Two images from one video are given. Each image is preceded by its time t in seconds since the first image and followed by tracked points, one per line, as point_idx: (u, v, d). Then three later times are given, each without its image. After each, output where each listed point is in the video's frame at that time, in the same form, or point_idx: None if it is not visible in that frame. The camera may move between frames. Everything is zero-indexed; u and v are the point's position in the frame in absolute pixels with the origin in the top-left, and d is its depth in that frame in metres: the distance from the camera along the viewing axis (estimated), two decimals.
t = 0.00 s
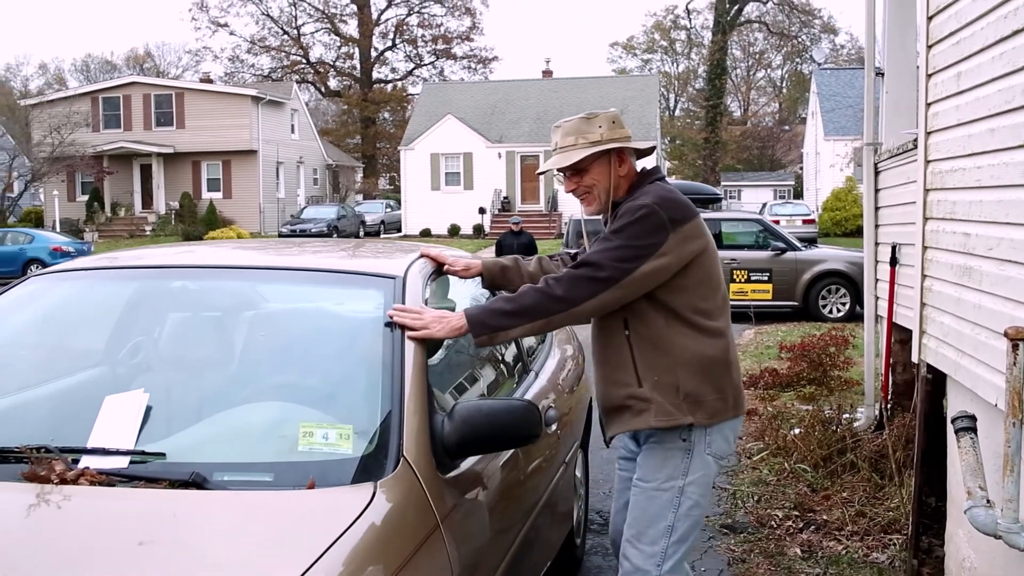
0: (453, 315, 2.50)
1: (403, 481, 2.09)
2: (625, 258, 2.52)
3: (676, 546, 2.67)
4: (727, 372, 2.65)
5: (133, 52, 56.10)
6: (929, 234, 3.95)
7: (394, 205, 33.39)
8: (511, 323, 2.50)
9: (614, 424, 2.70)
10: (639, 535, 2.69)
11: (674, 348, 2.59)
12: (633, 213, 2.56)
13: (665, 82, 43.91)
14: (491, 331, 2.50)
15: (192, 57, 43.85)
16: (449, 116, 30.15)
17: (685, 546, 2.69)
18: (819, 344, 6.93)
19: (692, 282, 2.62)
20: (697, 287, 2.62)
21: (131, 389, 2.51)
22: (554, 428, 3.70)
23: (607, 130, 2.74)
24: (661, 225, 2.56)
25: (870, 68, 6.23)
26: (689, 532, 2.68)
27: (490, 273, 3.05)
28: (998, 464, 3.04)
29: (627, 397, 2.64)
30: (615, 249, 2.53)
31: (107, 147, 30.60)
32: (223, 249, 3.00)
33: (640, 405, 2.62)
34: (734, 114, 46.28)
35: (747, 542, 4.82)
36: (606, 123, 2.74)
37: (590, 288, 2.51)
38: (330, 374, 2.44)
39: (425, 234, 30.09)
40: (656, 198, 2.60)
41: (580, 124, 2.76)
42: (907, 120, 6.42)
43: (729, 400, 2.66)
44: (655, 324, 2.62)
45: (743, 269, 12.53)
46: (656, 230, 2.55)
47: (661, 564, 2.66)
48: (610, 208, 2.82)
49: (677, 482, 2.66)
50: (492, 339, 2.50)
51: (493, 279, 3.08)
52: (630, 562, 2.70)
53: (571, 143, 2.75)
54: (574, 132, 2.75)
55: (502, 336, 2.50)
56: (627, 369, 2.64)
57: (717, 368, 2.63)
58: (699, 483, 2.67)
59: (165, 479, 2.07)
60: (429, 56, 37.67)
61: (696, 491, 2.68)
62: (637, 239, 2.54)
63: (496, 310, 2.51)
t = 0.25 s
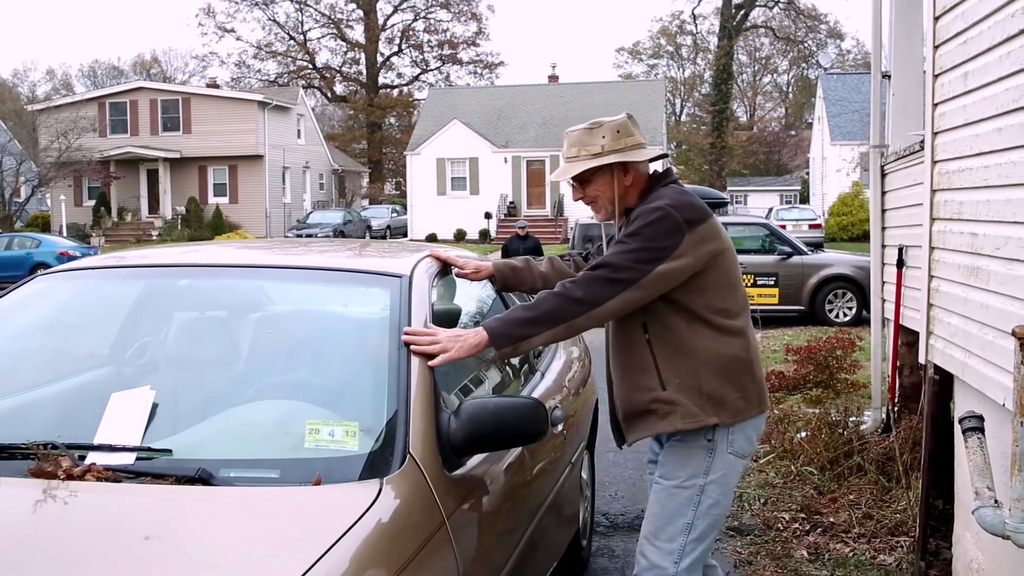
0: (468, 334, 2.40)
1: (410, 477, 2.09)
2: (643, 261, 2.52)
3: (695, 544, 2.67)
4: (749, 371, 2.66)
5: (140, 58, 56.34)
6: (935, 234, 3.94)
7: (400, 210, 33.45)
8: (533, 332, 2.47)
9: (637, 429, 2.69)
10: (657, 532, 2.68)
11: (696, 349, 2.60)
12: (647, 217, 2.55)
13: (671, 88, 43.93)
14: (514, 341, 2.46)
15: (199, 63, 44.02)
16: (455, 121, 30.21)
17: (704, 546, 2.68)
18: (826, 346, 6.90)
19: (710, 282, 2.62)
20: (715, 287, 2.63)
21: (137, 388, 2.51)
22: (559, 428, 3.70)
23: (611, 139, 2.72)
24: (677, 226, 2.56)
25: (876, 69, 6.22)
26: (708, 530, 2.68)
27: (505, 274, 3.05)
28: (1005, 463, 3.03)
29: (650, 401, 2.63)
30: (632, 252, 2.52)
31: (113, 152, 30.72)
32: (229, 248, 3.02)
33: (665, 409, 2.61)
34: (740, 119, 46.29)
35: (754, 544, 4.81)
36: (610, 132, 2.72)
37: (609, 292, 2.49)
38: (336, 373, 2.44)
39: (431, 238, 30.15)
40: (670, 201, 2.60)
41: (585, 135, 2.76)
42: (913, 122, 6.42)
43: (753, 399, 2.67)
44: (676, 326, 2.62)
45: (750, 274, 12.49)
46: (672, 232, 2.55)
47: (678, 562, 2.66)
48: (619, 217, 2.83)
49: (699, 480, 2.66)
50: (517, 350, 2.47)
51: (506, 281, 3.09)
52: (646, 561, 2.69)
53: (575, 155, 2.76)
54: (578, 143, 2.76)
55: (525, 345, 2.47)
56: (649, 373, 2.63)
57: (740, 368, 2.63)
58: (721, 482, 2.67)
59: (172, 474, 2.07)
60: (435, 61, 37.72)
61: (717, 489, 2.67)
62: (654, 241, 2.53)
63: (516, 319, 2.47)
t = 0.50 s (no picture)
0: (487, 338, 2.40)
1: (416, 474, 2.09)
2: (660, 263, 2.51)
3: (713, 541, 2.66)
4: (769, 370, 2.66)
5: (146, 62, 56.50)
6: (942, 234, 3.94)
7: (405, 214, 33.49)
8: (552, 332, 2.44)
9: (657, 431, 2.69)
10: (676, 530, 2.68)
11: (715, 349, 2.60)
12: (662, 219, 2.55)
13: (676, 92, 43.91)
14: (532, 343, 2.43)
15: (205, 67, 44.13)
16: (460, 125, 30.24)
17: (724, 544, 2.68)
18: (832, 349, 6.90)
19: (727, 282, 2.62)
20: (732, 286, 2.62)
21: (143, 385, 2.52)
22: (564, 428, 3.71)
23: (615, 146, 2.73)
24: (690, 226, 2.56)
25: (882, 71, 6.22)
26: (727, 529, 2.68)
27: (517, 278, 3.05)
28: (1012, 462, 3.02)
29: (671, 403, 2.62)
30: (647, 254, 2.52)
31: (119, 156, 30.80)
32: (234, 247, 3.02)
33: (686, 410, 2.60)
34: (745, 124, 46.23)
35: (759, 545, 4.80)
36: (614, 140, 2.73)
37: (625, 293, 2.48)
38: (341, 371, 2.44)
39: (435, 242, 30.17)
40: (683, 202, 2.60)
41: (591, 143, 2.76)
42: (919, 123, 6.40)
43: (774, 398, 2.67)
44: (694, 326, 2.62)
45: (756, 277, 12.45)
46: (686, 232, 2.55)
47: (695, 559, 2.65)
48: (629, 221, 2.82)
49: (720, 479, 2.65)
50: (534, 352, 2.43)
51: (523, 285, 3.02)
52: (663, 559, 2.69)
53: (584, 162, 2.76)
54: (586, 151, 2.76)
55: (543, 347, 2.43)
56: (669, 375, 2.63)
57: (759, 367, 2.64)
58: (741, 480, 2.67)
59: (176, 471, 2.08)
60: (440, 65, 37.73)
61: (737, 488, 2.67)
62: (668, 242, 2.53)
63: (534, 321, 2.44)
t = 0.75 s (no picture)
0: (505, 336, 2.44)
1: (422, 463, 2.10)
2: (671, 256, 2.51)
3: (726, 534, 2.65)
4: (784, 363, 2.65)
5: (152, 61, 56.55)
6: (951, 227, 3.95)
7: (409, 212, 33.49)
8: (566, 327, 2.45)
9: (674, 427, 2.69)
10: (689, 522, 2.68)
11: (729, 342, 2.60)
12: (672, 214, 2.55)
13: (682, 90, 43.82)
14: (545, 340, 2.45)
15: (210, 66, 44.18)
16: (465, 123, 30.24)
17: (738, 536, 2.67)
18: (837, 345, 6.86)
19: (741, 274, 2.61)
20: (745, 279, 2.62)
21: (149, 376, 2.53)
22: (569, 421, 3.71)
23: (625, 142, 2.73)
24: (700, 220, 2.55)
25: (888, 66, 6.19)
26: (741, 521, 2.67)
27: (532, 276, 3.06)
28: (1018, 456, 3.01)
29: (686, 397, 2.63)
30: (658, 248, 2.52)
31: (124, 155, 30.85)
32: (237, 240, 3.03)
33: (701, 404, 2.61)
34: (750, 122, 46.12)
35: (765, 541, 4.79)
36: (623, 137, 2.73)
37: (636, 289, 2.48)
38: (346, 363, 2.45)
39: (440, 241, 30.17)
40: (692, 196, 2.60)
41: (600, 139, 2.77)
42: (926, 119, 6.37)
43: (791, 390, 2.66)
44: (707, 320, 2.61)
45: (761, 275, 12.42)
46: (696, 226, 2.54)
47: (707, 551, 2.65)
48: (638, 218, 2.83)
49: (734, 472, 2.65)
50: (548, 350, 2.45)
51: (543, 285, 3.04)
52: (677, 551, 2.69)
53: (595, 160, 2.76)
54: (595, 149, 2.77)
55: (558, 344, 2.45)
56: (682, 369, 2.64)
57: (774, 359, 2.63)
58: (755, 473, 2.65)
59: (182, 460, 2.09)
60: (445, 64, 37.70)
61: (751, 481, 2.66)
62: (679, 236, 2.53)
63: (548, 317, 2.46)
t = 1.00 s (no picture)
0: (514, 336, 2.40)
1: (428, 458, 2.10)
2: (676, 253, 2.51)
3: (734, 531, 2.65)
4: (792, 358, 2.64)
5: (158, 63, 56.69)
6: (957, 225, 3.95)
7: (414, 213, 33.53)
8: (574, 326, 2.46)
9: (682, 426, 2.69)
10: (697, 519, 2.67)
11: (734, 339, 2.60)
12: (677, 212, 2.54)
13: (687, 92, 43.79)
14: (553, 339, 2.45)
15: (215, 68, 44.29)
16: (469, 124, 30.27)
17: (745, 533, 2.66)
18: (843, 344, 6.87)
19: (747, 269, 2.61)
20: (751, 273, 2.61)
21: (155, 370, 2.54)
22: (575, 418, 3.72)
23: (629, 140, 2.73)
24: (704, 216, 2.55)
25: (894, 64, 6.17)
26: (748, 518, 2.66)
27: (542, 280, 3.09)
28: None
29: (693, 396, 2.63)
30: (664, 245, 2.52)
31: (130, 156, 30.94)
32: (243, 236, 3.03)
33: (707, 402, 2.61)
34: (755, 124, 46.06)
35: (770, 540, 4.78)
36: (628, 135, 2.73)
37: (642, 288, 2.48)
38: (351, 358, 2.45)
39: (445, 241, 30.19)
40: (696, 192, 2.60)
41: (605, 137, 2.77)
42: (932, 116, 6.36)
43: (799, 386, 2.66)
44: (714, 317, 2.61)
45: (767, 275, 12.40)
46: (700, 222, 2.54)
47: (715, 548, 2.64)
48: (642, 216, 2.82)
49: (742, 469, 2.64)
50: (557, 349, 2.44)
51: (562, 290, 3.09)
52: (684, 548, 2.68)
53: (598, 159, 2.76)
54: (599, 149, 2.77)
55: (566, 345, 2.44)
56: (689, 367, 2.64)
57: (782, 354, 2.62)
58: (763, 469, 2.65)
59: (187, 452, 2.09)
60: (450, 65, 37.72)
61: (758, 478, 2.65)
62: (683, 233, 2.53)
63: (556, 316, 2.46)
